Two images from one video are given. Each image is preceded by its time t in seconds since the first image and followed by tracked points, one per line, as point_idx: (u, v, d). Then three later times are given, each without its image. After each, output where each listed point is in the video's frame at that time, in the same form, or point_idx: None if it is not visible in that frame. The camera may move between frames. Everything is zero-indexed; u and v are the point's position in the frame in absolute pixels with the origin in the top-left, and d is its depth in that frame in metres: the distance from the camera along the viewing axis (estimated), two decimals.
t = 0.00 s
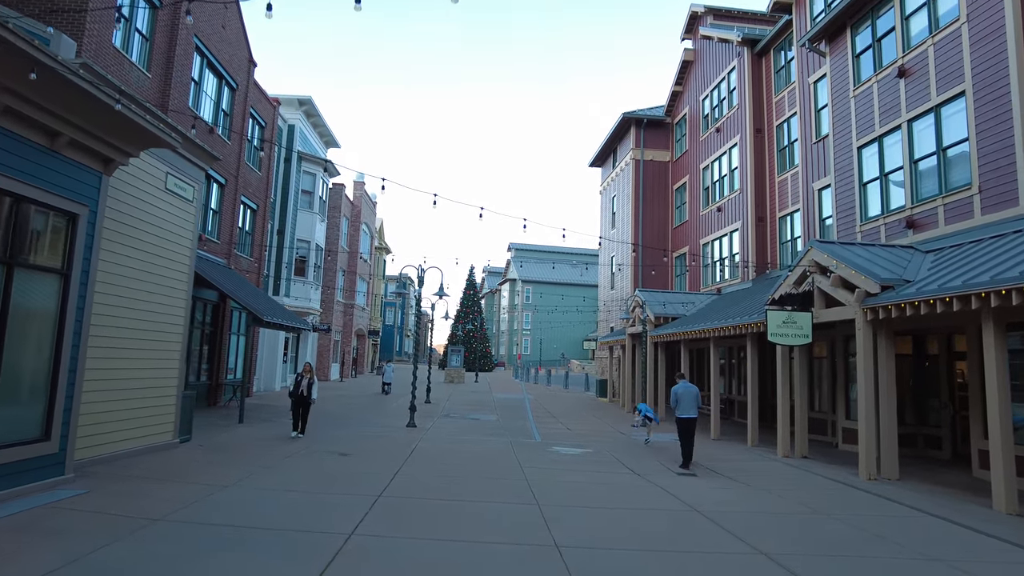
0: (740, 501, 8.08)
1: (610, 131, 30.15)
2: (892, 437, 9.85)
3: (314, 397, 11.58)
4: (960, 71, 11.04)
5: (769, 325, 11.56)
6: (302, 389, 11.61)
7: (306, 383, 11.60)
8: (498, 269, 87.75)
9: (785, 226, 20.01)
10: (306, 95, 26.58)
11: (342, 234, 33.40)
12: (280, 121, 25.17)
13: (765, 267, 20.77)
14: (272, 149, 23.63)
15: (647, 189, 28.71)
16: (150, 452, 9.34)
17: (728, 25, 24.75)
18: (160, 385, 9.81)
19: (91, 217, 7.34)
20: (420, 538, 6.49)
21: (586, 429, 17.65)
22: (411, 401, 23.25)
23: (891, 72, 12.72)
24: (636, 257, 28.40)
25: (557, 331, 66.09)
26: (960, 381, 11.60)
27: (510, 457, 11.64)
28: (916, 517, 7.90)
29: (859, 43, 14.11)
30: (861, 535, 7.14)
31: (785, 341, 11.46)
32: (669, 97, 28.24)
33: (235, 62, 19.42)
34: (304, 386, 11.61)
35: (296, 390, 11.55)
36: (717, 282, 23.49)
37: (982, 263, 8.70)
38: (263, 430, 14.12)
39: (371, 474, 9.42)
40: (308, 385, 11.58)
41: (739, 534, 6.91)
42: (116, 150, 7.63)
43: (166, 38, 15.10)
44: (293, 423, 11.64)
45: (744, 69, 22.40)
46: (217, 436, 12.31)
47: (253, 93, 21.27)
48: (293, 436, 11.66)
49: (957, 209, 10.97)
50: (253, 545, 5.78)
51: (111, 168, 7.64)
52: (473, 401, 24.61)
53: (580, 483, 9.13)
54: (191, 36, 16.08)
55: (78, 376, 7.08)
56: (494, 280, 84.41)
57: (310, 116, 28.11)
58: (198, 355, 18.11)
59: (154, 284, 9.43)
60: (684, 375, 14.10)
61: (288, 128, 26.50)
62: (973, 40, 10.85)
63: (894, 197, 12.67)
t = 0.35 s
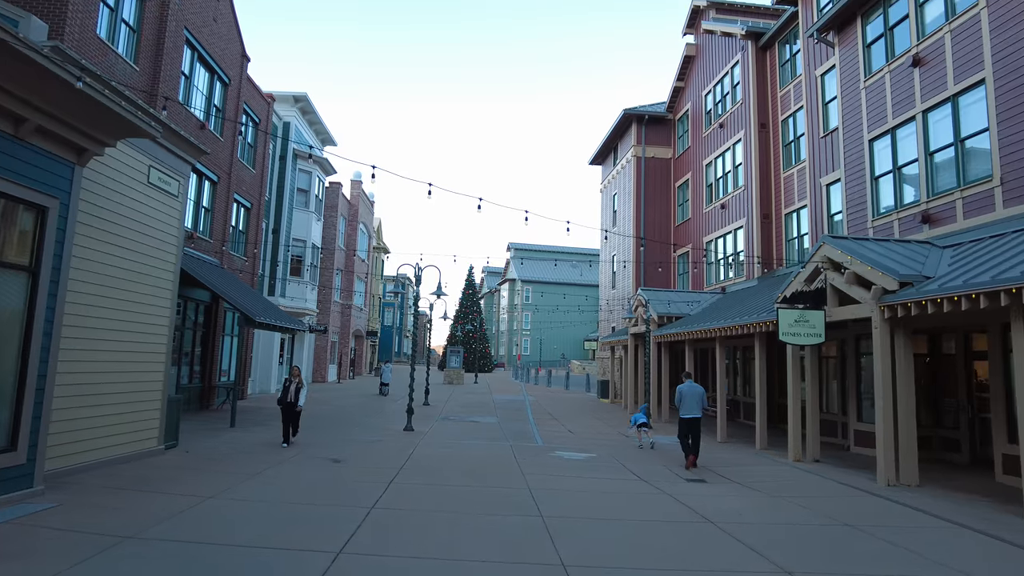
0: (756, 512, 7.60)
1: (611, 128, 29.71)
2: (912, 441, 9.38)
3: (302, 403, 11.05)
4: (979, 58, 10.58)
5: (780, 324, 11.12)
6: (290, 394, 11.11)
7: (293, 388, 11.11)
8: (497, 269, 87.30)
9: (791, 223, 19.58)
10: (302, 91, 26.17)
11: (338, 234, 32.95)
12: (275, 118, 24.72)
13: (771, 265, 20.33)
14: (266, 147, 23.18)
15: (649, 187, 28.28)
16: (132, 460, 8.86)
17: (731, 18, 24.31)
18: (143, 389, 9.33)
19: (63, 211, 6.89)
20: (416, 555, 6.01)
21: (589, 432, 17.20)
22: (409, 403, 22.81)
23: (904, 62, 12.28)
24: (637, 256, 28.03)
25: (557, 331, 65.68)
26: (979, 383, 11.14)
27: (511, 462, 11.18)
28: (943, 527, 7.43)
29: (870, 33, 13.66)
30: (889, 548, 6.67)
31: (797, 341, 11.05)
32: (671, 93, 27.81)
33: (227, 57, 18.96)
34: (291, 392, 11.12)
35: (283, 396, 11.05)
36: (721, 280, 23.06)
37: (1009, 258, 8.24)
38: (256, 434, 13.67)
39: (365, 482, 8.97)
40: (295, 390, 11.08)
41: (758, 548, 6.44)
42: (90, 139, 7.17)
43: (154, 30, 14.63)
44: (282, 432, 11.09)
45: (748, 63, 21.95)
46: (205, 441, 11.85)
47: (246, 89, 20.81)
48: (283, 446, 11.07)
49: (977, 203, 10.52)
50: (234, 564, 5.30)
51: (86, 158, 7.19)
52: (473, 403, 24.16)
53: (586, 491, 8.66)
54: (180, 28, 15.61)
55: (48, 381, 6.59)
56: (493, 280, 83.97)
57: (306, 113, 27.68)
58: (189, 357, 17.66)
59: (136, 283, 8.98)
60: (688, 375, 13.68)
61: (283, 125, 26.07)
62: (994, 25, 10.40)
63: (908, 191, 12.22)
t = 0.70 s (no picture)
0: (779, 518, 7.14)
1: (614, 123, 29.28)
2: (937, 440, 8.94)
3: (300, 404, 10.51)
4: (1006, 41, 10.13)
5: (797, 320, 10.71)
6: (287, 396, 10.58)
7: (290, 389, 10.63)
8: (497, 268, 86.85)
9: (800, 217, 19.16)
10: (301, 85, 25.77)
11: (338, 231, 32.50)
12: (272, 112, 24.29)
13: (779, 261, 19.92)
14: (264, 141, 22.73)
15: (654, 183, 27.85)
16: (117, 464, 8.40)
17: (737, 10, 23.86)
18: (128, 388, 8.87)
19: (39, 196, 6.46)
20: (418, 565, 5.55)
21: (594, 432, 16.76)
22: (410, 402, 22.41)
23: (924, 48, 11.82)
24: (642, 251, 27.54)
25: (558, 329, 65.28)
26: (1003, 381, 10.71)
27: (516, 464, 10.73)
28: (980, 534, 6.98)
29: (886, 19, 13.19)
30: (926, 557, 6.21)
31: (813, 337, 10.59)
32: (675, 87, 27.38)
33: (223, 48, 18.52)
34: (289, 392, 10.61)
35: (280, 397, 10.54)
36: (728, 277, 22.64)
37: None
38: (252, 434, 13.25)
39: (365, 485, 8.55)
40: (292, 390, 10.58)
41: (787, 559, 5.97)
42: (70, 119, 6.74)
43: (147, 17, 14.18)
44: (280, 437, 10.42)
45: (755, 55, 21.50)
46: (199, 442, 11.42)
47: (243, 81, 20.37)
48: (284, 453, 10.34)
49: (1003, 193, 10.07)
50: None
51: (64, 140, 6.76)
52: (475, 402, 23.73)
53: (596, 495, 8.20)
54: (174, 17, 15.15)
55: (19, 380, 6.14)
56: (493, 279, 83.52)
57: (305, 108, 27.27)
58: (184, 355, 17.23)
59: (122, 275, 8.56)
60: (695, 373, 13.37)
61: (282, 119, 25.66)
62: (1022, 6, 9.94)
63: (927, 182, 11.75)
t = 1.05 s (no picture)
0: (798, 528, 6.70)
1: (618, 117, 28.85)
2: (963, 443, 8.50)
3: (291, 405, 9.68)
4: None
5: (813, 316, 10.25)
6: (278, 395, 9.66)
7: (282, 387, 9.71)
8: (499, 266, 86.40)
9: (810, 212, 18.72)
10: (300, 78, 25.35)
11: (338, 227, 32.08)
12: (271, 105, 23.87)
13: (788, 257, 19.48)
14: (262, 134, 22.32)
15: (658, 179, 27.40)
16: (98, 467, 7.99)
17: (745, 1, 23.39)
18: (113, 387, 8.46)
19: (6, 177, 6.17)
20: None
21: (599, 433, 16.34)
22: (410, 401, 22.01)
23: (943, 34, 11.37)
24: (647, 248, 27.09)
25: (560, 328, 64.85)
26: None
27: (519, 466, 10.31)
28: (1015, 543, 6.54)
29: (903, 6, 12.72)
30: (960, 570, 5.79)
31: (830, 335, 10.16)
32: (681, 81, 26.92)
33: (219, 38, 18.10)
34: (280, 391, 9.69)
35: (270, 395, 9.63)
36: (735, 274, 22.22)
37: None
38: (247, 434, 12.83)
39: (361, 488, 8.12)
40: (284, 390, 9.68)
41: (811, 573, 5.54)
42: (44, 101, 6.42)
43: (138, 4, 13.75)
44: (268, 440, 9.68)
45: (763, 47, 21.05)
46: (189, 443, 11.00)
47: (239, 73, 19.96)
48: (268, 457, 9.61)
49: None
50: None
51: (36, 122, 6.44)
52: (476, 401, 23.31)
53: (603, 501, 7.78)
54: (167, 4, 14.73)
55: None
56: (495, 277, 83.07)
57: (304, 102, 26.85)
58: (178, 353, 16.82)
59: (104, 267, 8.16)
60: (694, 371, 13.62)
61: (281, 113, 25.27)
62: None
63: (947, 174, 11.30)
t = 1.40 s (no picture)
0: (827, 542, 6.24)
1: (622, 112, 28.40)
2: (995, 448, 8.02)
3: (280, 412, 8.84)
4: None
5: (832, 314, 9.81)
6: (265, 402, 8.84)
7: (269, 392, 8.89)
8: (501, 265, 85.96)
9: (820, 207, 18.26)
10: (297, 74, 24.94)
11: (338, 226, 31.65)
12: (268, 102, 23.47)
13: (799, 253, 19.02)
14: (259, 131, 21.90)
15: (663, 175, 26.94)
16: (81, 479, 7.56)
17: None
18: (96, 392, 8.03)
19: None
20: None
21: (606, 435, 15.90)
22: (412, 402, 21.59)
23: (965, 18, 10.89)
24: (651, 245, 26.62)
25: (563, 326, 64.39)
26: None
27: (525, 472, 9.87)
28: None
29: None
30: None
31: (850, 333, 9.70)
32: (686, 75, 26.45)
33: (214, 32, 17.68)
34: (267, 397, 8.89)
35: (255, 402, 8.80)
36: (744, 271, 21.78)
37: None
38: (243, 439, 12.43)
39: (359, 497, 7.71)
40: (271, 395, 8.89)
41: None
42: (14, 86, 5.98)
43: None
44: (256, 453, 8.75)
45: (771, 39, 20.55)
46: (182, 450, 10.60)
47: (235, 68, 19.53)
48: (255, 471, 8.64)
49: None
50: None
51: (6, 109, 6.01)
52: (479, 402, 22.91)
53: (616, 512, 7.33)
54: None
55: None
56: (497, 276, 82.63)
57: (302, 98, 26.43)
58: (173, 355, 16.42)
59: (84, 266, 7.74)
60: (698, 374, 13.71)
61: (279, 110, 24.93)
62: None
63: (969, 164, 10.83)
